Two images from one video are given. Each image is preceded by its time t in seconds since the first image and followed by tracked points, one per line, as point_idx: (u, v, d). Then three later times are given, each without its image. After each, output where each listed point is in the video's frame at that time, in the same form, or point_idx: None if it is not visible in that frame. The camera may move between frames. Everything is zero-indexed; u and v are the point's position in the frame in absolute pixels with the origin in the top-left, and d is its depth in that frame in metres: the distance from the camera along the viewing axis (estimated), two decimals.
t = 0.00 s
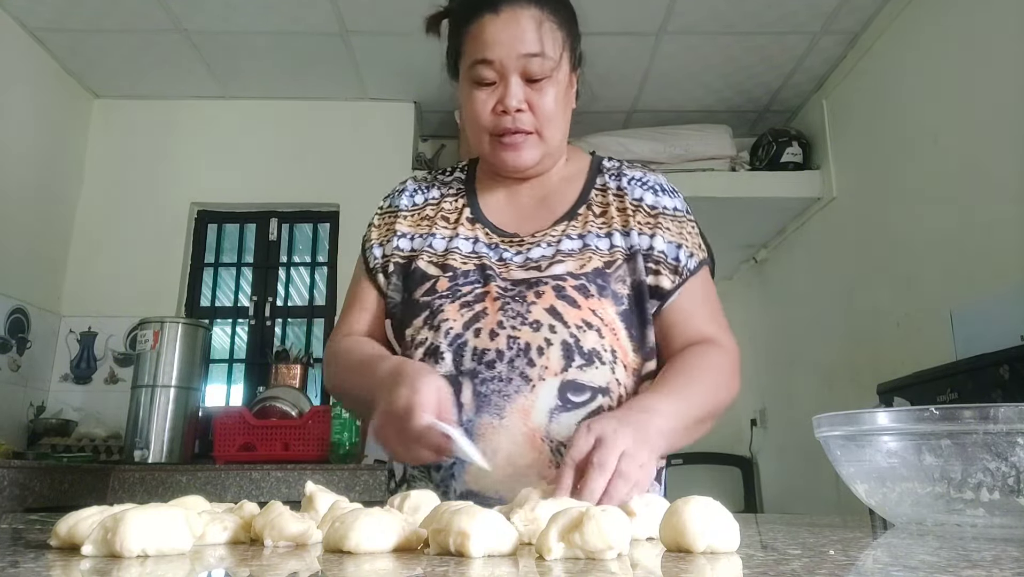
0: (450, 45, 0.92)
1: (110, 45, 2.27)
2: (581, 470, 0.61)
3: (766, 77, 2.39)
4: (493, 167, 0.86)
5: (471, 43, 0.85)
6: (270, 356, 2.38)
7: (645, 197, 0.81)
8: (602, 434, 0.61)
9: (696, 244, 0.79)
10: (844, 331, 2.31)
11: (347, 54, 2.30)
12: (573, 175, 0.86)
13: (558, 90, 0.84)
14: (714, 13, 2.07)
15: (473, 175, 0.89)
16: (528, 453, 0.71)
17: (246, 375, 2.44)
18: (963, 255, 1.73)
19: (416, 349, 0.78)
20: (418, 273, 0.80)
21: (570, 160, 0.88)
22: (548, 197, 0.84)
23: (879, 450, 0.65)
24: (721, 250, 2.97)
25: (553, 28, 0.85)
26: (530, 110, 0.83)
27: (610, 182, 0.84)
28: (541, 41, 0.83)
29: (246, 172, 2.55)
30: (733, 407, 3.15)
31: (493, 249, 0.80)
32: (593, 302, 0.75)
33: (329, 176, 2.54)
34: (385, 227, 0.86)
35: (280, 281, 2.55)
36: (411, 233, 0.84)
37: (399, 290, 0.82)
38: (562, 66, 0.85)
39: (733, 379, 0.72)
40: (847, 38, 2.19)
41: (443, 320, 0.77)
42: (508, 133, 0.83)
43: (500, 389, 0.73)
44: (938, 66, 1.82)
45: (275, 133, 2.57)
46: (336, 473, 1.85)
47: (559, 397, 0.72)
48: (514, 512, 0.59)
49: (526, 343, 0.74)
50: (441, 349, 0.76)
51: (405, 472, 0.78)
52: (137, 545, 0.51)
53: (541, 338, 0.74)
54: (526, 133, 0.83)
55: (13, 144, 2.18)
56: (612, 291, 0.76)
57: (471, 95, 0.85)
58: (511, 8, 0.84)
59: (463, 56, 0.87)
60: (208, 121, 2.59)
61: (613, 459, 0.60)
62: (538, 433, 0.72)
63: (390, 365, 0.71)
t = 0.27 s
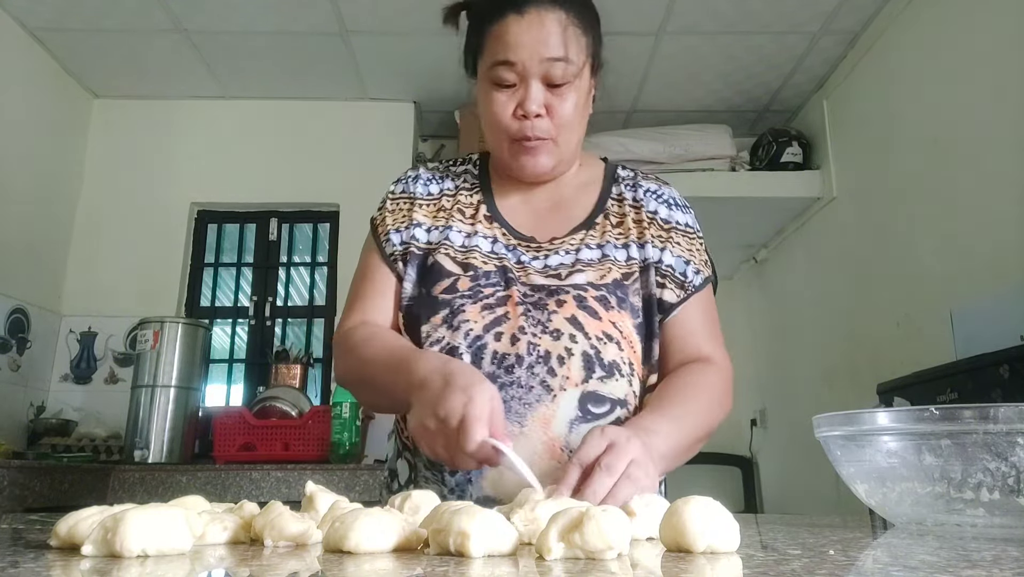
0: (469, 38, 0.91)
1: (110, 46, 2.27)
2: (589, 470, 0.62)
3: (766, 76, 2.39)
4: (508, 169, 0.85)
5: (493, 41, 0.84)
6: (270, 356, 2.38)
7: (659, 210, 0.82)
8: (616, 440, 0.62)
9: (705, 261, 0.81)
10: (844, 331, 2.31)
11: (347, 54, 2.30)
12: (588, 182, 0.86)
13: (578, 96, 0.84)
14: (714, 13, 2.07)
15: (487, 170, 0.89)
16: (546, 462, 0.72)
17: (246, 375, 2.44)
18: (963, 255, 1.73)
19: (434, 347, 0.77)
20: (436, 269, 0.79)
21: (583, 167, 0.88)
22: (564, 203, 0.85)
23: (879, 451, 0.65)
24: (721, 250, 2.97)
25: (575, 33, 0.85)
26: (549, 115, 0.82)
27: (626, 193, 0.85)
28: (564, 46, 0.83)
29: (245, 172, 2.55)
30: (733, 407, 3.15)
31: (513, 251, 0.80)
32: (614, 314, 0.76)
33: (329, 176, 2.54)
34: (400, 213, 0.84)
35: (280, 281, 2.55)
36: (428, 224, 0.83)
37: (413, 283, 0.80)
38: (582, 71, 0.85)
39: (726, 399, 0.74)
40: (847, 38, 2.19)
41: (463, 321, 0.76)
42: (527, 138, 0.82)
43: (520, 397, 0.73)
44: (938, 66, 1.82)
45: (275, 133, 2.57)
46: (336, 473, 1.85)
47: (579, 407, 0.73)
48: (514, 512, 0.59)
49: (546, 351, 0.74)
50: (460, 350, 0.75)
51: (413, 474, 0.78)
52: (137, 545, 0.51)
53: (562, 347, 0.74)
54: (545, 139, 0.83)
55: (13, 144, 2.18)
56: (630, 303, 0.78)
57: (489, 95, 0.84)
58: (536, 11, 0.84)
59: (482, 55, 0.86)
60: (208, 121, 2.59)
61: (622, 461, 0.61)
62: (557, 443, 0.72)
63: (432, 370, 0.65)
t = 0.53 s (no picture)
0: (475, 38, 0.90)
1: (110, 46, 2.27)
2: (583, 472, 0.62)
3: (766, 76, 2.39)
4: (513, 172, 0.85)
5: (501, 44, 0.83)
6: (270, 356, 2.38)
7: (663, 210, 0.83)
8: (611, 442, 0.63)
9: (708, 261, 0.82)
10: (844, 331, 2.31)
11: (347, 55, 2.30)
12: (592, 183, 0.87)
13: (584, 99, 0.84)
14: (714, 13, 2.07)
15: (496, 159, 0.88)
16: (554, 460, 0.71)
17: (246, 375, 2.44)
18: (962, 255, 1.73)
19: (448, 335, 0.77)
20: (450, 254, 0.79)
21: (587, 167, 0.88)
22: (569, 204, 0.85)
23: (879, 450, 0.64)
24: (721, 250, 2.97)
25: (583, 36, 0.84)
26: (556, 119, 0.82)
27: (631, 193, 0.85)
28: (572, 50, 0.82)
29: (245, 172, 2.55)
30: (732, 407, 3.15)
31: (525, 244, 0.80)
32: (623, 315, 0.76)
33: (329, 176, 2.54)
34: (413, 189, 0.83)
35: (280, 281, 2.55)
36: (442, 206, 0.82)
37: (425, 266, 0.80)
38: (589, 75, 0.84)
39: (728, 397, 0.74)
40: (847, 38, 2.19)
41: (479, 311, 0.76)
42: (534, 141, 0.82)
43: (533, 393, 0.73)
44: (938, 66, 1.82)
45: (275, 133, 2.57)
46: (336, 473, 1.85)
47: (589, 407, 0.73)
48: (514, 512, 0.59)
49: (558, 350, 0.75)
50: (475, 341, 0.75)
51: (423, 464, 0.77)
52: (138, 545, 0.51)
53: (573, 348, 0.74)
54: (550, 142, 0.83)
55: (13, 144, 2.18)
56: (638, 304, 0.78)
57: (496, 99, 0.83)
58: (545, 13, 0.82)
59: (489, 56, 0.85)
60: (208, 121, 2.59)
61: (617, 461, 0.61)
62: (566, 441, 0.72)
63: (467, 365, 0.63)
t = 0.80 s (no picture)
0: (479, 39, 0.90)
1: (110, 46, 2.27)
2: (601, 473, 0.63)
3: (766, 76, 2.39)
4: (517, 171, 0.85)
5: (505, 44, 0.84)
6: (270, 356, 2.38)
7: (667, 211, 0.83)
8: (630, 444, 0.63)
9: (710, 262, 0.82)
10: (844, 330, 2.31)
11: (347, 54, 2.30)
12: (596, 183, 0.87)
13: (588, 99, 0.84)
14: (714, 13, 2.07)
15: (498, 162, 0.88)
16: (559, 458, 0.71)
17: (246, 375, 2.44)
18: (962, 255, 1.73)
19: (450, 335, 0.76)
20: (453, 255, 0.78)
21: (590, 169, 0.88)
22: (574, 204, 0.85)
23: (879, 450, 0.64)
24: (721, 250, 2.97)
25: (586, 37, 0.85)
26: (560, 119, 0.82)
27: (635, 194, 0.85)
28: (577, 50, 0.82)
29: (245, 172, 2.55)
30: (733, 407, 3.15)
31: (528, 245, 0.80)
32: (628, 314, 0.76)
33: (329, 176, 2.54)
34: (415, 194, 0.83)
35: (280, 281, 2.55)
36: (444, 208, 0.82)
37: (428, 269, 0.79)
38: (593, 75, 0.85)
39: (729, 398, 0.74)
40: (847, 38, 2.19)
41: (482, 311, 0.76)
42: (538, 141, 0.82)
43: (539, 390, 0.73)
44: (937, 66, 1.82)
45: (275, 133, 2.57)
46: (336, 473, 1.85)
47: (596, 404, 0.73)
48: (514, 511, 0.59)
49: (563, 348, 0.74)
50: (478, 340, 0.75)
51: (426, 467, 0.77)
52: (138, 545, 0.51)
53: (578, 345, 0.74)
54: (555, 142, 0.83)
55: (13, 144, 2.18)
56: (642, 303, 0.78)
57: (500, 98, 0.83)
58: (548, 14, 0.83)
59: (494, 56, 0.86)
60: (208, 121, 2.59)
61: (633, 463, 0.62)
62: (572, 439, 0.72)
63: (432, 367, 0.65)
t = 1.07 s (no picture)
0: (484, 38, 0.90)
1: (110, 46, 2.27)
2: (597, 473, 0.62)
3: (766, 76, 2.39)
4: (520, 170, 0.85)
5: (511, 46, 0.83)
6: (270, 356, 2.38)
7: (668, 214, 0.83)
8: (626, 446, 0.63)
9: (712, 265, 0.82)
10: (844, 330, 2.31)
11: (347, 54, 2.30)
12: (599, 185, 0.86)
13: (593, 101, 0.84)
14: (714, 13, 2.07)
15: (501, 163, 0.88)
16: (562, 461, 0.71)
17: (246, 375, 2.44)
18: (962, 254, 1.73)
19: (451, 340, 0.76)
20: (454, 261, 0.78)
21: (593, 170, 0.88)
22: (577, 205, 0.85)
23: (879, 450, 0.64)
24: (721, 250, 2.97)
25: (592, 39, 0.85)
26: (565, 121, 0.82)
27: (637, 197, 0.85)
28: (583, 53, 0.82)
29: (245, 172, 2.55)
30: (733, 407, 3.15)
31: (529, 248, 0.80)
32: (630, 317, 0.76)
33: (329, 176, 2.54)
34: (415, 199, 0.83)
35: (280, 281, 2.55)
36: (445, 213, 0.82)
37: (428, 274, 0.80)
38: (598, 78, 0.85)
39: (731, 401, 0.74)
40: (847, 38, 2.19)
41: (483, 316, 0.76)
42: (543, 143, 0.82)
43: (541, 395, 0.73)
44: (937, 66, 1.82)
45: (275, 133, 2.57)
46: (336, 473, 1.85)
47: (597, 408, 0.73)
48: (513, 511, 0.59)
49: (565, 351, 0.74)
50: (479, 345, 0.75)
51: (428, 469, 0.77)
52: (138, 545, 0.51)
53: (580, 349, 0.74)
54: (560, 144, 0.83)
55: (13, 144, 2.18)
56: (645, 306, 0.78)
57: (505, 100, 0.83)
58: (555, 16, 0.83)
59: (499, 57, 0.85)
60: (208, 121, 2.59)
61: (630, 463, 0.62)
62: (574, 443, 0.72)
63: (451, 384, 0.66)
